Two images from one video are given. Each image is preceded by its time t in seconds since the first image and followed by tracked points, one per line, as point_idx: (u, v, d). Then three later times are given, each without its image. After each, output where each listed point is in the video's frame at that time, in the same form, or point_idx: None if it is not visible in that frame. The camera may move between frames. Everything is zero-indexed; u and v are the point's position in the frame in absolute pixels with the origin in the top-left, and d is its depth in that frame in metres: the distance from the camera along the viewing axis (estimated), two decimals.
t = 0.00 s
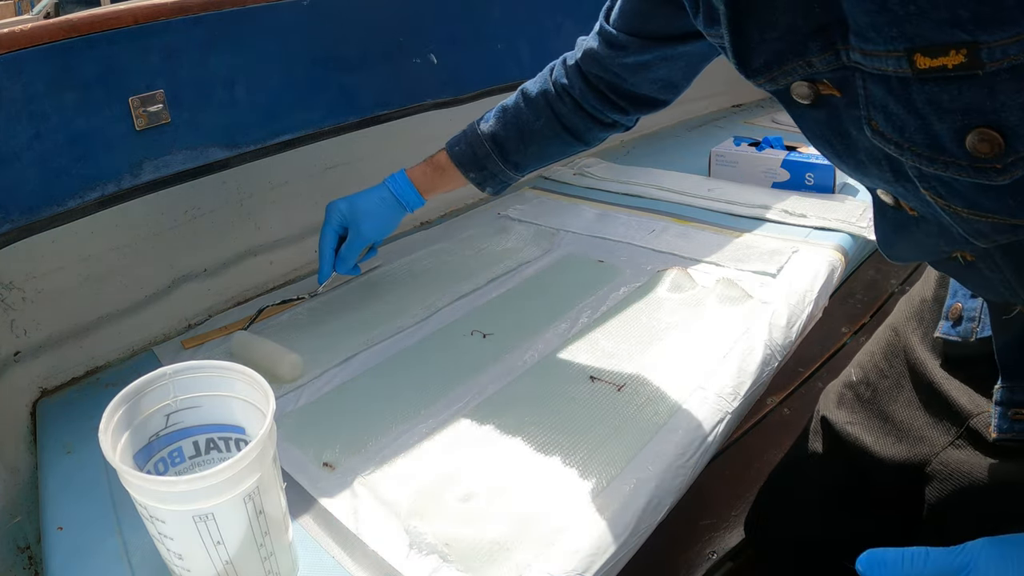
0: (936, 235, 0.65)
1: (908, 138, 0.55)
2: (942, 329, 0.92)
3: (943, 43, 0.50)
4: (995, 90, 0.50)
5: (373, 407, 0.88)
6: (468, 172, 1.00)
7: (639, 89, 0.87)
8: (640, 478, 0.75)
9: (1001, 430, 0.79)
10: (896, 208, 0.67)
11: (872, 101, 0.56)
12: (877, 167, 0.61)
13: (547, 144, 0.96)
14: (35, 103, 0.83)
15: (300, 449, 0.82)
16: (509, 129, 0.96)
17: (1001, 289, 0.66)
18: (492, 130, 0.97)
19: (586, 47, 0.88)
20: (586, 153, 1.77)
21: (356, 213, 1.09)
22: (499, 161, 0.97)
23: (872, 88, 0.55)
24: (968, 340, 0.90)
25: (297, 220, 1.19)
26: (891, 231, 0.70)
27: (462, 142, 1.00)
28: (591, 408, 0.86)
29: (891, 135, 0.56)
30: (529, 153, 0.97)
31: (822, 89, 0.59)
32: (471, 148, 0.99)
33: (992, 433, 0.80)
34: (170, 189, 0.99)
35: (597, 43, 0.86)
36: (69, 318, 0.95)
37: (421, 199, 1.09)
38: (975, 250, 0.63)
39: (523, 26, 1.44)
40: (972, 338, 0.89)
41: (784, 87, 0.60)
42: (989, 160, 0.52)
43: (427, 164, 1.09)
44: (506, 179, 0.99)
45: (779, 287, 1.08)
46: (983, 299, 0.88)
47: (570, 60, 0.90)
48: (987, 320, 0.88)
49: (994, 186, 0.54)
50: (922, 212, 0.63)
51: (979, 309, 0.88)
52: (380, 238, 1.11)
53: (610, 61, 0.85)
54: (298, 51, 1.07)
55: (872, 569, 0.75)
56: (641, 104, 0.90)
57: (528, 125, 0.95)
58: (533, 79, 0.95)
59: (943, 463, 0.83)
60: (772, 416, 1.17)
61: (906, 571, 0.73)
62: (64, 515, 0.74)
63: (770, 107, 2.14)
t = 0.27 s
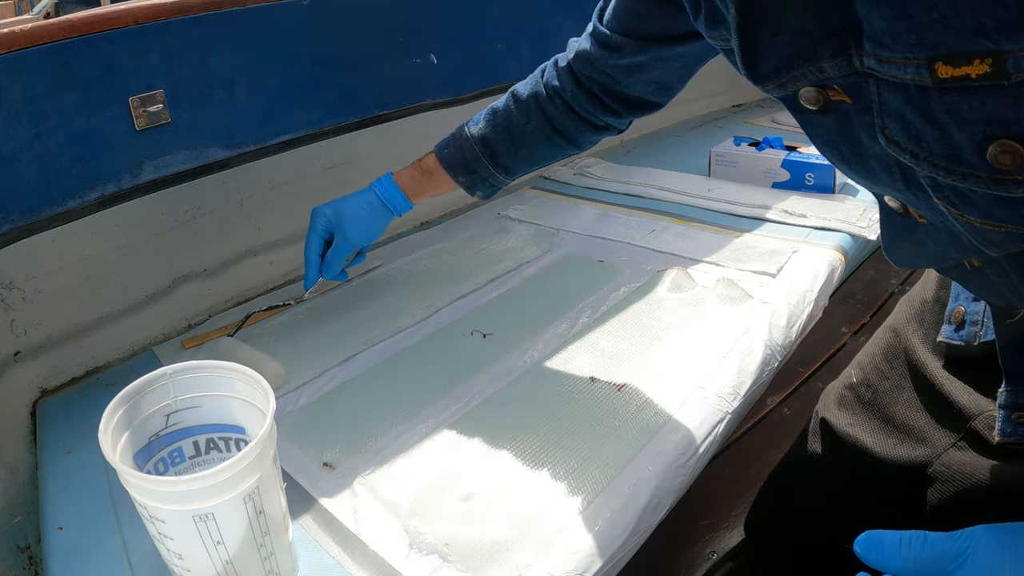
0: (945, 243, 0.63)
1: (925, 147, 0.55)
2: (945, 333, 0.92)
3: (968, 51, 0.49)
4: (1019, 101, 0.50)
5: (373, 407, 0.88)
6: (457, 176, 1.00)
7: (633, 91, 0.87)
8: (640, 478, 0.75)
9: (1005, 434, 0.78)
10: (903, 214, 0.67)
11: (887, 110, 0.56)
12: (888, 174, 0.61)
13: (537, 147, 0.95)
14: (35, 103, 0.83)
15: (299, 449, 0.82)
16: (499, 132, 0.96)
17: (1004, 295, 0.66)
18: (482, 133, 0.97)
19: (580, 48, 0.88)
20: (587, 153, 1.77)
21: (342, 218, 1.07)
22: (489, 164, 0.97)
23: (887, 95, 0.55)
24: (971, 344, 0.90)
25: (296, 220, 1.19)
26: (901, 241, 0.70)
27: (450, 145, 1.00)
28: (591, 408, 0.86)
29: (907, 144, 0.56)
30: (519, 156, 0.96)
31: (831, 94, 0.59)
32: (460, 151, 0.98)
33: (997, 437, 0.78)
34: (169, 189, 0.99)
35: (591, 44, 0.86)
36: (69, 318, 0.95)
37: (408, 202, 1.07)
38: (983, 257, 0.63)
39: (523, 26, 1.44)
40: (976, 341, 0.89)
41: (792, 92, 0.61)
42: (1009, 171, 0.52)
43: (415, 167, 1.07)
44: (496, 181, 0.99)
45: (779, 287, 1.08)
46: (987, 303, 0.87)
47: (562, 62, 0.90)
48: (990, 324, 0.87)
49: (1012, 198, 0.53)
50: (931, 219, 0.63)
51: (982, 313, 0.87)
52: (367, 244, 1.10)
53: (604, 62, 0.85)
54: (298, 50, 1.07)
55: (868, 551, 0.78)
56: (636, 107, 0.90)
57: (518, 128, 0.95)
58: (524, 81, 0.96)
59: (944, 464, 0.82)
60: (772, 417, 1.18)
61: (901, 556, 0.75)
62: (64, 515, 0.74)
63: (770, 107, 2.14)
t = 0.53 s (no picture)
0: (950, 246, 0.64)
1: (939, 155, 0.54)
2: (946, 333, 0.91)
3: (990, 60, 0.48)
4: None
5: (373, 407, 0.88)
6: (459, 152, 0.98)
7: (635, 78, 0.88)
8: (640, 478, 0.75)
9: (1006, 436, 0.77)
10: (908, 215, 0.67)
11: (901, 115, 0.55)
12: (893, 177, 0.61)
13: (540, 127, 0.94)
14: (35, 103, 0.82)
15: (299, 449, 0.81)
16: (504, 110, 0.94)
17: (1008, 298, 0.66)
18: (487, 110, 0.95)
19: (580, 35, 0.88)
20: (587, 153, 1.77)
21: (344, 191, 1.06)
22: (492, 141, 0.95)
23: (900, 99, 0.54)
24: (972, 344, 0.89)
25: (296, 220, 1.19)
26: (909, 248, 0.70)
27: (454, 121, 0.98)
28: (591, 408, 0.86)
29: (920, 151, 0.55)
30: (523, 134, 0.95)
31: (839, 94, 0.58)
32: (463, 128, 0.96)
33: (997, 438, 0.78)
34: (170, 188, 0.99)
35: (593, 30, 0.86)
36: (68, 318, 0.95)
37: (410, 175, 1.06)
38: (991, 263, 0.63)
39: (523, 26, 1.44)
40: (976, 342, 0.88)
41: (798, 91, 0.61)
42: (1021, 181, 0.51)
43: (418, 140, 1.06)
44: (497, 161, 0.98)
45: (779, 286, 1.08)
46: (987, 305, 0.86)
47: (568, 44, 0.90)
48: (990, 324, 0.86)
49: None
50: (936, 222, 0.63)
51: (984, 314, 0.86)
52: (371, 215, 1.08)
53: (606, 49, 0.85)
54: (298, 50, 1.07)
55: (877, 558, 0.77)
56: (638, 93, 0.91)
57: (524, 106, 0.93)
58: (531, 60, 0.94)
59: (945, 466, 0.82)
60: (772, 416, 1.18)
61: (908, 564, 0.74)
62: (64, 515, 0.74)
63: (770, 107, 2.14)
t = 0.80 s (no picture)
0: (957, 252, 0.64)
1: (948, 159, 0.54)
2: (950, 339, 0.89)
3: (1000, 63, 0.48)
4: None
5: (372, 407, 0.88)
6: (432, 169, 0.97)
7: (618, 89, 0.87)
8: (640, 478, 0.75)
9: (1011, 439, 0.76)
10: (913, 221, 0.67)
11: (909, 119, 0.55)
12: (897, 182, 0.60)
13: (513, 144, 0.94)
14: (35, 103, 0.82)
15: (299, 449, 0.81)
16: (478, 125, 0.94)
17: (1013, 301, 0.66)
18: (460, 126, 0.95)
19: (563, 45, 0.88)
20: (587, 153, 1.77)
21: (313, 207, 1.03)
22: (466, 157, 0.95)
23: (908, 103, 0.54)
24: (978, 350, 0.86)
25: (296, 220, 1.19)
26: (913, 253, 0.70)
27: (427, 137, 0.97)
28: (590, 408, 0.86)
29: (928, 155, 0.55)
30: (498, 151, 0.95)
31: (844, 100, 0.59)
32: (438, 144, 0.96)
33: (1003, 442, 0.77)
34: (170, 188, 0.99)
35: (576, 39, 0.86)
36: (68, 318, 0.95)
37: (378, 194, 1.04)
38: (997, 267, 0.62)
39: (522, 26, 1.44)
40: (982, 347, 0.86)
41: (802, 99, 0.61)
42: None
43: (387, 158, 1.04)
44: (472, 176, 0.97)
45: (779, 287, 1.08)
46: (991, 312, 0.83)
47: (546, 57, 0.90)
48: (995, 331, 0.84)
49: None
50: (941, 227, 0.63)
51: (987, 319, 0.83)
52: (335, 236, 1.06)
53: (591, 57, 0.84)
54: (298, 50, 1.06)
55: (880, 555, 0.76)
56: (620, 105, 0.90)
57: (499, 121, 0.93)
58: (506, 75, 0.94)
59: (948, 467, 0.82)
60: (772, 416, 1.18)
61: (911, 563, 0.74)
62: (64, 515, 0.74)
63: (769, 106, 2.14)
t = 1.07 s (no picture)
0: (959, 254, 0.64)
1: (952, 161, 0.54)
2: (951, 342, 0.89)
3: (1005, 63, 0.48)
4: None
5: (372, 407, 0.88)
6: (430, 178, 0.97)
7: (616, 94, 0.87)
8: (641, 478, 0.75)
9: (1013, 440, 0.76)
10: (913, 224, 0.67)
11: (912, 120, 0.55)
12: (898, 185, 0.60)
13: (511, 153, 0.94)
14: (35, 103, 0.82)
15: (299, 449, 0.81)
16: (476, 134, 0.94)
17: (1014, 302, 0.66)
18: (458, 134, 0.94)
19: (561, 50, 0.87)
20: (587, 153, 1.77)
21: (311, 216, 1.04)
22: (464, 166, 0.95)
23: (911, 105, 0.54)
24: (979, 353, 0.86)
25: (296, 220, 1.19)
26: (915, 255, 0.70)
27: (425, 146, 0.97)
28: (591, 408, 0.86)
29: (932, 157, 0.55)
30: (495, 159, 0.94)
31: (846, 102, 0.58)
32: (435, 152, 0.95)
33: (1003, 443, 0.77)
34: (170, 189, 0.99)
35: (572, 45, 0.86)
36: (68, 318, 0.95)
37: (375, 204, 1.03)
38: (999, 269, 0.62)
39: (522, 26, 1.44)
40: (984, 350, 0.85)
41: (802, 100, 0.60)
42: None
43: (385, 168, 1.04)
44: (471, 184, 0.97)
45: (779, 287, 1.08)
46: (990, 312, 0.83)
47: (543, 64, 0.89)
48: (996, 332, 0.83)
49: None
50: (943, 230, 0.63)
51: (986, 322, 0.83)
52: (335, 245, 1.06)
53: (588, 64, 0.84)
54: (298, 50, 1.06)
55: (888, 568, 0.76)
56: (617, 110, 0.90)
57: (497, 130, 0.92)
58: (504, 83, 0.94)
59: (948, 469, 0.82)
60: (772, 416, 1.18)
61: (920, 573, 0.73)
62: (64, 515, 0.74)
63: (769, 106, 2.14)
